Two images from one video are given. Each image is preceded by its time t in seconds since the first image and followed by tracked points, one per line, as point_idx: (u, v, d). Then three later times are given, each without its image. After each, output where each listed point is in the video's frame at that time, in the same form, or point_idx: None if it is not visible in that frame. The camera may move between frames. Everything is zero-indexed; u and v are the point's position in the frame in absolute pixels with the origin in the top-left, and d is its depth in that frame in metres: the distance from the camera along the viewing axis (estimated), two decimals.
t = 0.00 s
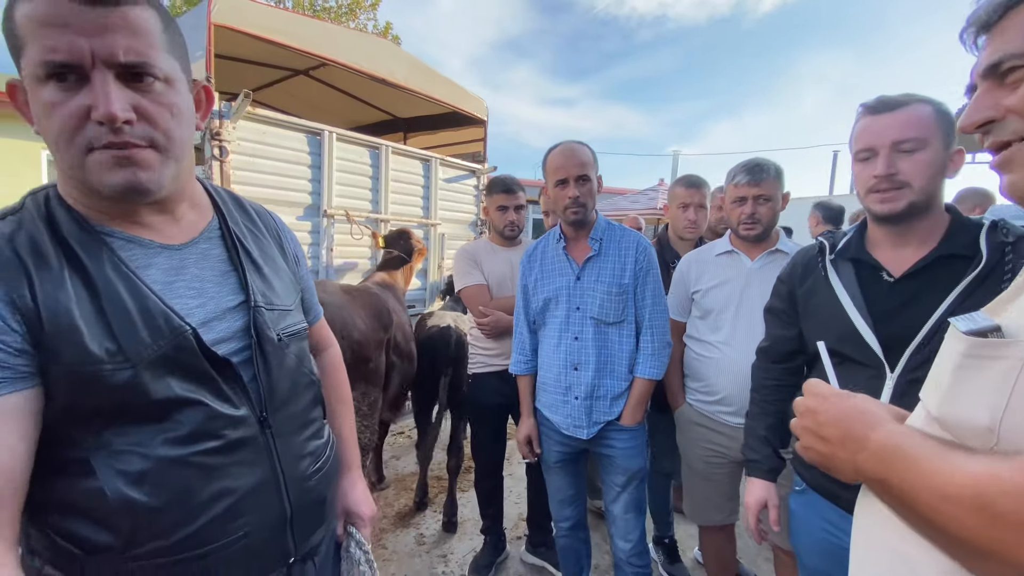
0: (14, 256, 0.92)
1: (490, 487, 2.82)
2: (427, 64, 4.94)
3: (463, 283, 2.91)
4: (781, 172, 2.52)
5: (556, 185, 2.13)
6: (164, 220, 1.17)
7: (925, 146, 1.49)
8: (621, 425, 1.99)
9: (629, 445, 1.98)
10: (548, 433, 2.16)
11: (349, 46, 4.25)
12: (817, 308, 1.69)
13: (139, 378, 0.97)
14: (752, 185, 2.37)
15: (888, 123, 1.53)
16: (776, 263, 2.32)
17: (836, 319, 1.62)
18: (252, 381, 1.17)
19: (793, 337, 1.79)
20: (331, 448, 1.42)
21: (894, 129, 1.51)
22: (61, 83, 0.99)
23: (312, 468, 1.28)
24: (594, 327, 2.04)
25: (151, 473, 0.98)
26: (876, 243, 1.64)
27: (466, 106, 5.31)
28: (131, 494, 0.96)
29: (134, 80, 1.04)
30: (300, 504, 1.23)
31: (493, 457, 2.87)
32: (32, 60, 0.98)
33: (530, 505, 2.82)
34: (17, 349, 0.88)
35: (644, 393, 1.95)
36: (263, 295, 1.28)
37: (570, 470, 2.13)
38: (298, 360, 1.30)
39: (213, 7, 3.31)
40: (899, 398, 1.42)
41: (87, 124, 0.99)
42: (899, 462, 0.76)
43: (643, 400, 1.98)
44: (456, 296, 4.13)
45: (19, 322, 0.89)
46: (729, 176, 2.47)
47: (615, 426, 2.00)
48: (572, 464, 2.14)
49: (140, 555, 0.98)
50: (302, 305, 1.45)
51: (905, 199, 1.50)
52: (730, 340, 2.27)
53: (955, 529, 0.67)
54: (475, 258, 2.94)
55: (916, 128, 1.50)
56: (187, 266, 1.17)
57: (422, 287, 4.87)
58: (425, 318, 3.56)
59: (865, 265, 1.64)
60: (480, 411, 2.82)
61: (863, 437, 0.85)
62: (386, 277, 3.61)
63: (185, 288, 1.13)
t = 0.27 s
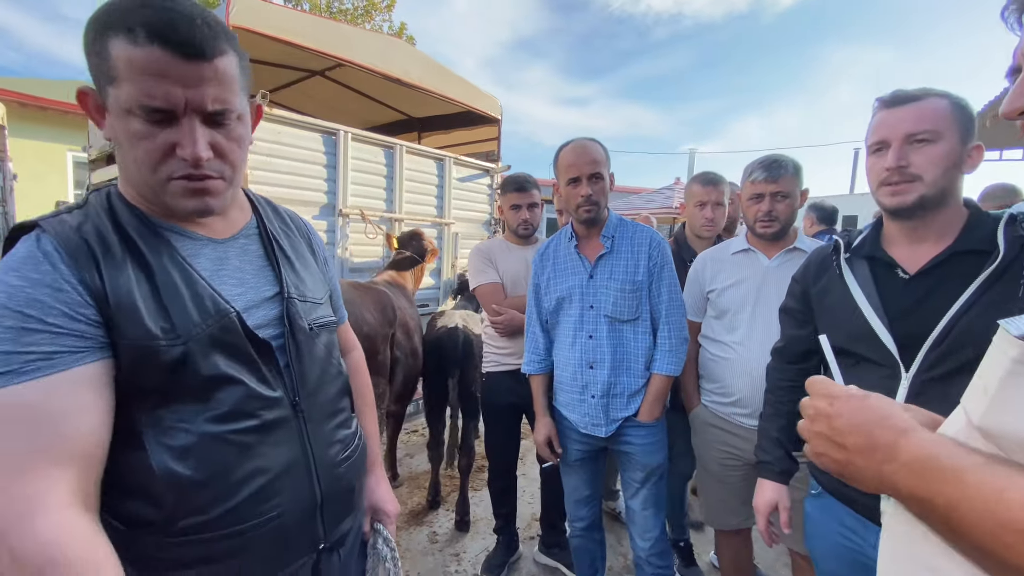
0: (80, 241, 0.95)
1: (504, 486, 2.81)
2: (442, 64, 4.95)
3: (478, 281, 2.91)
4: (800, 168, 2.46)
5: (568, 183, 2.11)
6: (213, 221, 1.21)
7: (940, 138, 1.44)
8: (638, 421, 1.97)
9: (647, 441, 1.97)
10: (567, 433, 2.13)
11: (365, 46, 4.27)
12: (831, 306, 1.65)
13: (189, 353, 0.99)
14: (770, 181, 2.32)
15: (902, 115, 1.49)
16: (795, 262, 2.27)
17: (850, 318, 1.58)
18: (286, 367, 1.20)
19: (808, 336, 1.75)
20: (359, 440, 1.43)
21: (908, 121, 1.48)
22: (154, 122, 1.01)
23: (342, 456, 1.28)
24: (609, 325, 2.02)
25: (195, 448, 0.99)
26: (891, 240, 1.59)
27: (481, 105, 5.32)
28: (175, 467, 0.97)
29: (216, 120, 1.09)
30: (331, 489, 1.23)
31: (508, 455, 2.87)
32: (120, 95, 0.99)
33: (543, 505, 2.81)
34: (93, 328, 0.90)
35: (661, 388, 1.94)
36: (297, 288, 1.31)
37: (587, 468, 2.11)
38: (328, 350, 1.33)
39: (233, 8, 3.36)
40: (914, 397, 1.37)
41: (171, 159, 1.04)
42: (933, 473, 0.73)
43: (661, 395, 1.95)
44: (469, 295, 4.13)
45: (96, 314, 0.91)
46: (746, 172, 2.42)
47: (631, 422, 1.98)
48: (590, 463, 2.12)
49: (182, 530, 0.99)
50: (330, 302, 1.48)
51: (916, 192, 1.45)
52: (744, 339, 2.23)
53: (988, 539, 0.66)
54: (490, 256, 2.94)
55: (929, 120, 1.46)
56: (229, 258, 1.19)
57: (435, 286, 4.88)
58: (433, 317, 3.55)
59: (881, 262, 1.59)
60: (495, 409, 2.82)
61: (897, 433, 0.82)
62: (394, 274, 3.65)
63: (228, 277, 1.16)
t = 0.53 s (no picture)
0: (158, 235, 1.03)
1: (516, 487, 2.80)
2: (456, 66, 4.97)
3: (489, 281, 2.91)
4: (816, 167, 2.41)
5: (595, 180, 2.10)
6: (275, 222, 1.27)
7: (962, 132, 1.40)
8: (657, 435, 1.92)
9: (665, 455, 1.92)
10: (582, 440, 2.12)
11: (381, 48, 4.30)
12: (846, 307, 1.61)
13: (244, 342, 1.05)
14: (786, 180, 2.27)
15: (924, 108, 1.45)
16: (811, 262, 2.23)
17: (865, 319, 1.54)
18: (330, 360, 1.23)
19: (822, 339, 1.71)
20: (393, 435, 1.45)
21: (929, 115, 1.44)
22: (249, 139, 1.07)
23: (376, 447, 1.30)
24: (628, 325, 2.00)
25: (244, 427, 1.04)
26: (909, 241, 1.55)
27: (494, 107, 5.32)
28: (227, 445, 1.02)
29: (303, 144, 1.15)
30: (366, 479, 1.25)
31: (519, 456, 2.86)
32: (225, 111, 1.05)
33: (555, 507, 2.79)
34: (161, 314, 0.98)
35: (682, 399, 1.88)
36: (343, 288, 1.34)
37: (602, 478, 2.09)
38: (368, 348, 1.36)
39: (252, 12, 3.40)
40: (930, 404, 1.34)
41: (258, 173, 1.09)
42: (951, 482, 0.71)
43: (682, 406, 1.90)
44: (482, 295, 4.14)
45: (164, 304, 0.99)
46: (761, 171, 2.38)
47: (648, 434, 1.94)
48: (607, 473, 2.10)
49: (229, 504, 1.03)
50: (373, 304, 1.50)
51: (934, 184, 1.41)
52: (762, 340, 2.20)
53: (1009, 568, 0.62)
54: (502, 256, 2.94)
55: (952, 114, 1.42)
56: (286, 259, 1.24)
57: (447, 287, 4.90)
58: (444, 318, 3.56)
59: (898, 263, 1.55)
60: (505, 410, 2.82)
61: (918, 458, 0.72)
62: (403, 274, 3.65)
63: (283, 275, 1.21)
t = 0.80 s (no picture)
0: (205, 233, 1.05)
1: (527, 490, 2.78)
2: (468, 67, 4.96)
3: (499, 282, 2.90)
4: (834, 166, 2.35)
5: (634, 175, 2.06)
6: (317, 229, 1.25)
7: (999, 124, 1.35)
8: (683, 450, 1.86)
9: (690, 473, 1.85)
10: (602, 450, 2.12)
11: (393, 50, 4.27)
12: (864, 309, 1.58)
13: (269, 343, 1.04)
14: (803, 180, 2.22)
15: (964, 97, 1.40)
16: (827, 264, 2.17)
17: (885, 321, 1.50)
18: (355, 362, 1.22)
19: (841, 343, 1.67)
20: (413, 439, 1.43)
21: (969, 102, 1.38)
22: (308, 147, 1.07)
23: (393, 449, 1.29)
24: (657, 329, 1.96)
25: (267, 418, 1.04)
26: (933, 241, 1.50)
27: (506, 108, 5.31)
28: (250, 435, 1.01)
29: (357, 157, 1.14)
30: (381, 480, 1.23)
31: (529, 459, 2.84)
32: (290, 119, 1.05)
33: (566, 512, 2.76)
34: (199, 308, 0.98)
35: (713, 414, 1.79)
36: (374, 292, 1.32)
37: (622, 492, 2.06)
38: (393, 353, 1.34)
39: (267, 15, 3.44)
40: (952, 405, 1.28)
41: (313, 180, 1.08)
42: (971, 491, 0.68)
43: (712, 422, 1.80)
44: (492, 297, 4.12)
45: (202, 299, 0.99)
46: (777, 171, 2.33)
47: (673, 449, 1.89)
48: (627, 487, 2.07)
49: (249, 491, 1.03)
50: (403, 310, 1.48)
51: (964, 171, 1.36)
52: (781, 342, 2.15)
53: None
54: (511, 257, 2.92)
55: (991, 103, 1.36)
56: (322, 263, 1.23)
57: (458, 288, 4.90)
58: (453, 318, 3.56)
59: (920, 264, 1.50)
60: (515, 412, 2.80)
61: (947, 502, 0.72)
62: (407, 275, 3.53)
63: (316, 278, 1.20)
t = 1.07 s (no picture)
0: (222, 236, 1.04)
1: (535, 494, 2.76)
2: (477, 69, 4.97)
3: (507, 284, 2.89)
4: (849, 167, 2.30)
5: (661, 176, 2.01)
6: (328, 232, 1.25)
7: None
8: (706, 465, 1.82)
9: (712, 486, 1.82)
10: (621, 458, 2.09)
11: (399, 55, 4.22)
12: (881, 315, 1.54)
13: (287, 347, 1.04)
14: (817, 181, 2.17)
15: (994, 94, 1.37)
16: (843, 267, 2.14)
17: (902, 326, 1.47)
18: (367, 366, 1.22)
19: (857, 348, 1.63)
20: (422, 446, 1.42)
21: (1000, 98, 1.35)
22: (326, 157, 1.07)
23: (404, 455, 1.29)
24: (681, 335, 1.92)
25: (283, 428, 1.03)
26: (953, 245, 1.47)
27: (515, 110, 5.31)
28: (265, 444, 1.01)
29: (374, 167, 1.14)
30: (392, 486, 1.24)
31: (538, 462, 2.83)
32: (309, 127, 1.04)
33: (574, 516, 2.74)
34: (217, 312, 0.97)
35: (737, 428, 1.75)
36: (384, 296, 1.33)
37: (639, 502, 2.04)
38: (403, 357, 1.35)
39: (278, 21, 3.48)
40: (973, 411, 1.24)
41: (329, 189, 1.08)
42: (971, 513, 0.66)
43: (737, 436, 1.78)
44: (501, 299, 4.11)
45: (221, 301, 0.98)
46: (791, 172, 2.29)
47: (693, 462, 1.86)
48: (645, 496, 2.04)
49: (264, 499, 1.03)
50: (411, 313, 1.48)
51: (991, 168, 1.32)
52: (795, 346, 2.12)
53: None
54: (519, 260, 2.92)
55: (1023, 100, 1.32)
56: (334, 267, 1.23)
57: (467, 290, 4.90)
58: (461, 320, 3.55)
59: (940, 268, 1.47)
60: (524, 415, 2.78)
61: (914, 516, 0.71)
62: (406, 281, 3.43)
63: (329, 283, 1.20)
